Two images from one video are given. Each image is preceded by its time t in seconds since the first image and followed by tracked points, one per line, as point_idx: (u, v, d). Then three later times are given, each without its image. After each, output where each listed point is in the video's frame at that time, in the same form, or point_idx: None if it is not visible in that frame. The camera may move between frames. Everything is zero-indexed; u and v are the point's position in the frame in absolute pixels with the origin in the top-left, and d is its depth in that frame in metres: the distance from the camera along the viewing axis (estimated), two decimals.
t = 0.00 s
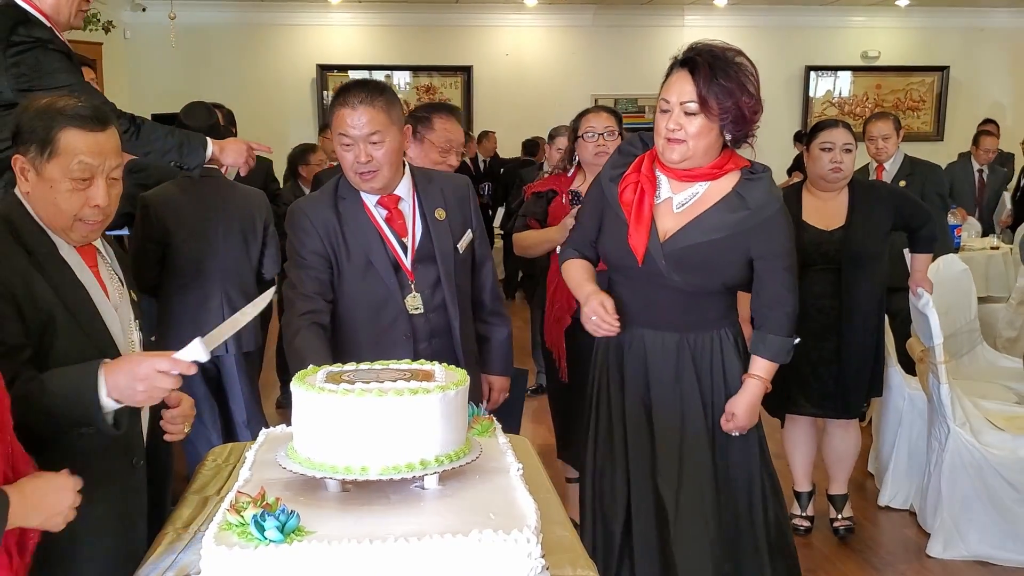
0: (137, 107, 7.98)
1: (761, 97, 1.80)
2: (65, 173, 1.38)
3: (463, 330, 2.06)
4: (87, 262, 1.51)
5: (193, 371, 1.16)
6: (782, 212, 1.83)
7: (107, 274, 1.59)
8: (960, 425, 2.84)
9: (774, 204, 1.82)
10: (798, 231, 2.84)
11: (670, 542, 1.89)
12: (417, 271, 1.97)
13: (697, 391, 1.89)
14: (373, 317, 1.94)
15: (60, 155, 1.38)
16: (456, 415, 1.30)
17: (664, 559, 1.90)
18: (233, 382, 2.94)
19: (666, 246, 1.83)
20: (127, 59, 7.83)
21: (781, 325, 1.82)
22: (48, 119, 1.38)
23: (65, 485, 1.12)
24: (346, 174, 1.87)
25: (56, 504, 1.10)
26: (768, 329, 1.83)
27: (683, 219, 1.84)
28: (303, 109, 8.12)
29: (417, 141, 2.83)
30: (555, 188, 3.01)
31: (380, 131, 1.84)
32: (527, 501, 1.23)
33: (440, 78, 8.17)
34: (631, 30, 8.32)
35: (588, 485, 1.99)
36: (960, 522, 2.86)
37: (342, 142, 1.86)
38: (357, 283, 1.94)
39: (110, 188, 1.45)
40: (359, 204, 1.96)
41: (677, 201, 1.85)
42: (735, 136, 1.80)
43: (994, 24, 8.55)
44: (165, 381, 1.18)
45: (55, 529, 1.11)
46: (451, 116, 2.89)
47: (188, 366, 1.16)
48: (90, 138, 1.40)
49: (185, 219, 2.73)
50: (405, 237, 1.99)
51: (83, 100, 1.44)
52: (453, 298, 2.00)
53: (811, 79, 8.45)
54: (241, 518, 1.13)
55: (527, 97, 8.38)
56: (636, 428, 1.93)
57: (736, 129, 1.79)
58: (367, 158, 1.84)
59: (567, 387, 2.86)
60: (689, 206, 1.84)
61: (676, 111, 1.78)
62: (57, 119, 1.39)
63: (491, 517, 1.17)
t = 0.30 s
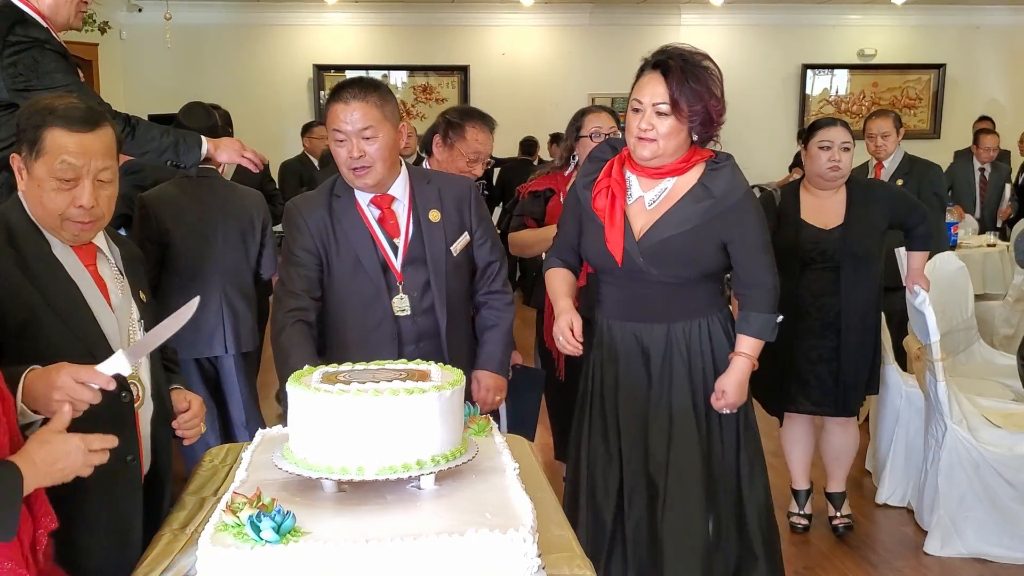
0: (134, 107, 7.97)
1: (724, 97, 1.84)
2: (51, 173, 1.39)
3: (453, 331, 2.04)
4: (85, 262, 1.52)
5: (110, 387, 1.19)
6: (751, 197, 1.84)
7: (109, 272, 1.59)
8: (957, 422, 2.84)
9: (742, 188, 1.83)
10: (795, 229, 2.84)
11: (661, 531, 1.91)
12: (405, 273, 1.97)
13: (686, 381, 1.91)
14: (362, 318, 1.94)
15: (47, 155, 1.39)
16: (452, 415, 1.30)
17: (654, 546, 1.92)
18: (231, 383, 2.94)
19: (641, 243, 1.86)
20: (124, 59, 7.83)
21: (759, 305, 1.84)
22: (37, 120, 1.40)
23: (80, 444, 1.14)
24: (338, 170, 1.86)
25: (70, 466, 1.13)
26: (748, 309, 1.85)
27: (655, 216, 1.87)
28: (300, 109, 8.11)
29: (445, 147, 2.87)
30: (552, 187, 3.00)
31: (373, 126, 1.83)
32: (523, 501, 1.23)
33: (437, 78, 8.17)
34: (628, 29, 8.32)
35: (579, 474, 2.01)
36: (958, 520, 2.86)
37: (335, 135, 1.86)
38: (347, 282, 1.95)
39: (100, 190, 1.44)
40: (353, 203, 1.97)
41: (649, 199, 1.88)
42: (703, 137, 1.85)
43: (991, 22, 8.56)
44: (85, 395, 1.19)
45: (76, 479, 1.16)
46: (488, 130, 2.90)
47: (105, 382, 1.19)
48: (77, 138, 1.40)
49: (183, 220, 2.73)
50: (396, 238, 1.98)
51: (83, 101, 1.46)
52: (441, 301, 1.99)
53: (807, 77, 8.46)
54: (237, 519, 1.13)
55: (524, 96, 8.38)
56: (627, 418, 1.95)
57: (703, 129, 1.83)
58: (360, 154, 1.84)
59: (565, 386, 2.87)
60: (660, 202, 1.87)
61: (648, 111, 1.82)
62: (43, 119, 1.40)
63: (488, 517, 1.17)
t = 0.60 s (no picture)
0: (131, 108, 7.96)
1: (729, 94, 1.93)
2: (37, 177, 1.37)
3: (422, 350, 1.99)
4: (67, 266, 1.51)
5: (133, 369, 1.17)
6: (754, 196, 1.92)
7: (96, 273, 1.58)
8: (955, 422, 2.85)
9: (747, 186, 1.91)
10: (793, 229, 2.84)
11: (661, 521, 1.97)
12: (381, 289, 1.95)
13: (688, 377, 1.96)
14: (340, 330, 1.94)
15: (30, 159, 1.36)
16: (449, 416, 1.30)
17: (655, 536, 1.99)
18: (229, 384, 2.94)
19: (648, 235, 1.92)
20: (121, 61, 7.82)
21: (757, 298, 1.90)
22: (13, 124, 1.36)
23: (80, 398, 1.15)
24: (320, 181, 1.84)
25: (72, 419, 1.15)
26: (746, 301, 1.90)
27: (661, 209, 1.93)
28: (297, 110, 8.11)
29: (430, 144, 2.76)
30: (549, 188, 3.00)
31: (356, 136, 1.81)
32: (520, 502, 1.23)
33: (434, 79, 8.17)
34: (625, 29, 8.32)
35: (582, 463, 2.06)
36: (956, 520, 2.87)
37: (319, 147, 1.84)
38: (325, 291, 1.94)
39: (86, 186, 1.44)
40: (335, 213, 1.95)
41: (655, 194, 1.94)
42: (709, 133, 1.93)
43: (987, 22, 8.57)
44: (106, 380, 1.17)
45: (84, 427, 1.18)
46: (478, 126, 2.73)
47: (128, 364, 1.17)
48: (60, 137, 1.38)
49: (181, 223, 2.73)
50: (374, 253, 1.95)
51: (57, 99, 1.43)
52: (410, 317, 1.95)
53: (805, 77, 8.46)
54: (235, 521, 1.13)
55: (521, 97, 8.38)
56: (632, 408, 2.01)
57: (711, 125, 1.92)
58: (342, 163, 1.82)
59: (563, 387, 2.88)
60: (666, 196, 1.93)
61: (656, 109, 1.90)
62: (19, 122, 1.36)
63: (484, 518, 1.17)
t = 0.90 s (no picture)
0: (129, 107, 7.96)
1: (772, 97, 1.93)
2: (43, 174, 1.36)
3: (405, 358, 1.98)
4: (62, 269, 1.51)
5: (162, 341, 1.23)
6: (795, 206, 1.93)
7: (86, 274, 1.57)
8: (955, 421, 2.85)
9: (789, 197, 1.92)
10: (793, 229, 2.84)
11: (676, 521, 2.00)
12: (364, 300, 1.93)
13: (717, 378, 1.99)
14: (326, 340, 1.94)
15: (35, 156, 1.34)
16: (449, 416, 1.30)
17: (669, 536, 2.01)
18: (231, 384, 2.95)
19: (688, 241, 1.93)
20: (119, 61, 7.82)
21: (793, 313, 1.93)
22: (14, 121, 1.34)
23: (126, 350, 1.20)
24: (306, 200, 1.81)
25: (123, 375, 1.21)
26: (783, 316, 1.93)
27: (701, 215, 1.94)
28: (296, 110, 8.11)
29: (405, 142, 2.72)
30: (545, 188, 2.99)
31: (337, 158, 1.75)
32: (520, 502, 1.23)
33: (433, 79, 8.17)
34: (625, 29, 8.32)
35: (596, 463, 2.09)
36: (956, 519, 2.87)
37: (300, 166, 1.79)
38: (314, 300, 1.94)
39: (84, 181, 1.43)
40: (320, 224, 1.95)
41: (695, 198, 1.95)
42: (748, 134, 1.93)
43: (987, 21, 8.57)
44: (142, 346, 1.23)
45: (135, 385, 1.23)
46: (449, 118, 2.70)
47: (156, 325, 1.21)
48: (61, 135, 1.37)
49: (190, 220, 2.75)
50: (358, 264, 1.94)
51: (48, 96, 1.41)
52: (391, 328, 1.94)
53: (804, 76, 8.47)
54: (234, 520, 1.13)
55: (520, 97, 8.38)
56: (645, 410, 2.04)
57: (750, 126, 1.92)
58: (324, 186, 1.78)
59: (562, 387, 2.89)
60: (706, 202, 1.94)
61: (693, 108, 1.92)
62: (25, 119, 1.34)
63: (485, 518, 1.17)
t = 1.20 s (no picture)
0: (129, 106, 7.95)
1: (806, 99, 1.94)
2: (86, 169, 1.38)
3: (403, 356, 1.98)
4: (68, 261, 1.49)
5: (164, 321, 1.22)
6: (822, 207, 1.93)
7: (88, 269, 1.58)
8: (956, 419, 2.84)
9: (816, 197, 1.92)
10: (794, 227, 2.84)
11: (706, 520, 2.02)
12: (361, 304, 1.92)
13: (742, 378, 2.01)
14: (326, 344, 1.93)
15: (81, 152, 1.36)
16: (451, 414, 1.30)
17: (700, 538, 2.04)
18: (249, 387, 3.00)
19: (712, 238, 1.95)
20: (119, 60, 7.83)
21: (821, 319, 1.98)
22: (59, 119, 1.33)
23: (126, 340, 1.20)
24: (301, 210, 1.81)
25: (121, 365, 1.20)
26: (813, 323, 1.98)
27: (727, 212, 1.96)
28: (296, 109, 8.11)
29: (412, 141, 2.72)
30: (542, 187, 2.99)
31: (325, 179, 1.72)
32: (523, 499, 1.22)
33: (433, 77, 8.17)
34: (626, 27, 8.32)
35: (619, 468, 2.15)
36: (958, 517, 2.87)
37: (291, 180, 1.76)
38: (308, 304, 1.92)
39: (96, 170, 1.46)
40: (315, 227, 1.95)
41: (722, 195, 1.97)
42: (774, 133, 1.93)
43: (988, 19, 8.56)
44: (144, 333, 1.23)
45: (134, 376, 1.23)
46: (454, 115, 2.71)
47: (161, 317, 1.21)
48: (91, 129, 1.39)
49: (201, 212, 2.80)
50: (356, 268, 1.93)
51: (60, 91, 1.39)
52: (393, 329, 1.93)
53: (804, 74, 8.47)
54: (237, 517, 1.13)
55: (521, 95, 8.38)
56: (660, 412, 2.10)
57: (777, 125, 1.92)
58: (316, 204, 1.77)
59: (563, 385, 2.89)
60: (733, 200, 1.96)
61: (719, 105, 1.92)
62: (70, 118, 1.35)
63: (488, 515, 1.17)
